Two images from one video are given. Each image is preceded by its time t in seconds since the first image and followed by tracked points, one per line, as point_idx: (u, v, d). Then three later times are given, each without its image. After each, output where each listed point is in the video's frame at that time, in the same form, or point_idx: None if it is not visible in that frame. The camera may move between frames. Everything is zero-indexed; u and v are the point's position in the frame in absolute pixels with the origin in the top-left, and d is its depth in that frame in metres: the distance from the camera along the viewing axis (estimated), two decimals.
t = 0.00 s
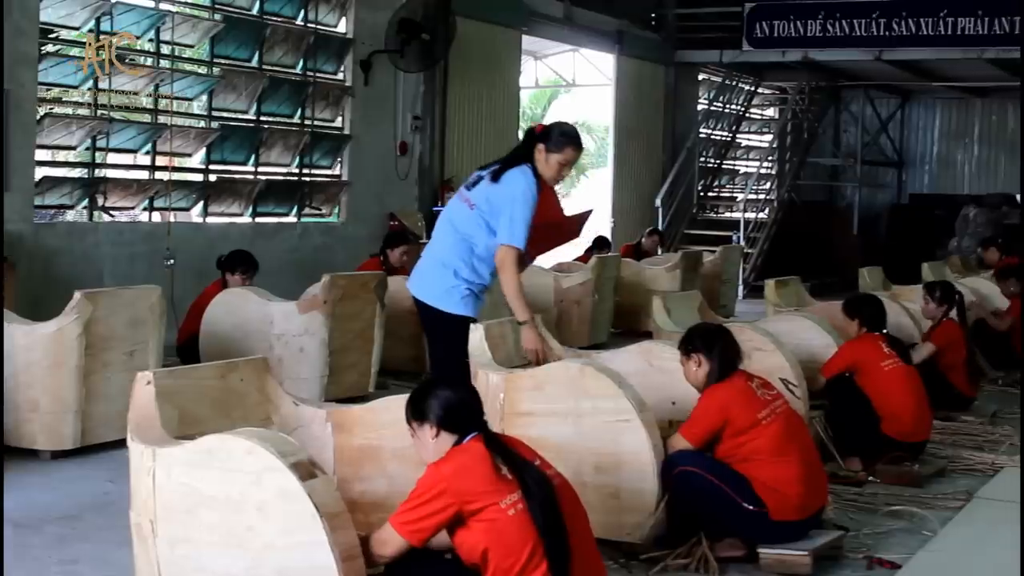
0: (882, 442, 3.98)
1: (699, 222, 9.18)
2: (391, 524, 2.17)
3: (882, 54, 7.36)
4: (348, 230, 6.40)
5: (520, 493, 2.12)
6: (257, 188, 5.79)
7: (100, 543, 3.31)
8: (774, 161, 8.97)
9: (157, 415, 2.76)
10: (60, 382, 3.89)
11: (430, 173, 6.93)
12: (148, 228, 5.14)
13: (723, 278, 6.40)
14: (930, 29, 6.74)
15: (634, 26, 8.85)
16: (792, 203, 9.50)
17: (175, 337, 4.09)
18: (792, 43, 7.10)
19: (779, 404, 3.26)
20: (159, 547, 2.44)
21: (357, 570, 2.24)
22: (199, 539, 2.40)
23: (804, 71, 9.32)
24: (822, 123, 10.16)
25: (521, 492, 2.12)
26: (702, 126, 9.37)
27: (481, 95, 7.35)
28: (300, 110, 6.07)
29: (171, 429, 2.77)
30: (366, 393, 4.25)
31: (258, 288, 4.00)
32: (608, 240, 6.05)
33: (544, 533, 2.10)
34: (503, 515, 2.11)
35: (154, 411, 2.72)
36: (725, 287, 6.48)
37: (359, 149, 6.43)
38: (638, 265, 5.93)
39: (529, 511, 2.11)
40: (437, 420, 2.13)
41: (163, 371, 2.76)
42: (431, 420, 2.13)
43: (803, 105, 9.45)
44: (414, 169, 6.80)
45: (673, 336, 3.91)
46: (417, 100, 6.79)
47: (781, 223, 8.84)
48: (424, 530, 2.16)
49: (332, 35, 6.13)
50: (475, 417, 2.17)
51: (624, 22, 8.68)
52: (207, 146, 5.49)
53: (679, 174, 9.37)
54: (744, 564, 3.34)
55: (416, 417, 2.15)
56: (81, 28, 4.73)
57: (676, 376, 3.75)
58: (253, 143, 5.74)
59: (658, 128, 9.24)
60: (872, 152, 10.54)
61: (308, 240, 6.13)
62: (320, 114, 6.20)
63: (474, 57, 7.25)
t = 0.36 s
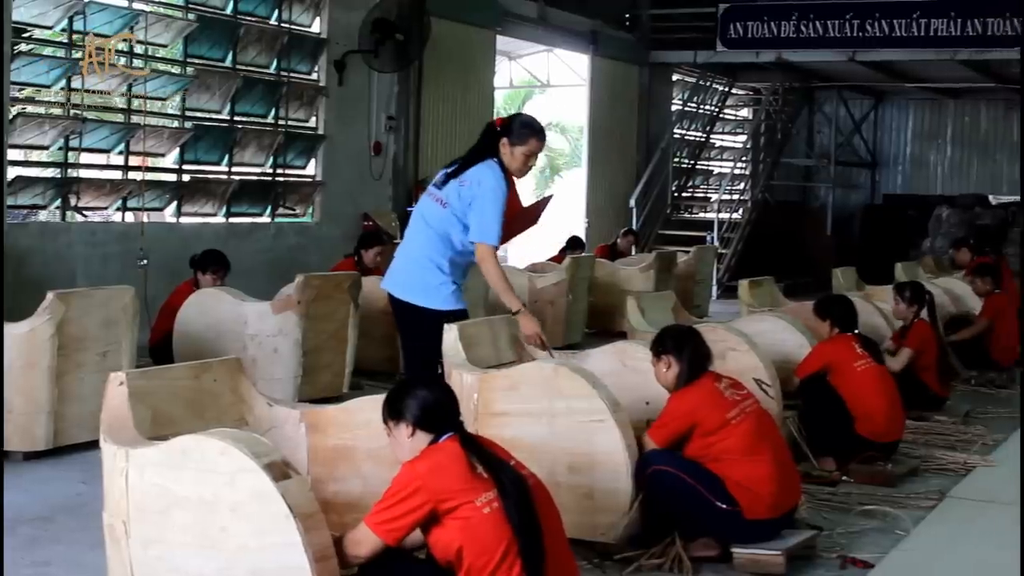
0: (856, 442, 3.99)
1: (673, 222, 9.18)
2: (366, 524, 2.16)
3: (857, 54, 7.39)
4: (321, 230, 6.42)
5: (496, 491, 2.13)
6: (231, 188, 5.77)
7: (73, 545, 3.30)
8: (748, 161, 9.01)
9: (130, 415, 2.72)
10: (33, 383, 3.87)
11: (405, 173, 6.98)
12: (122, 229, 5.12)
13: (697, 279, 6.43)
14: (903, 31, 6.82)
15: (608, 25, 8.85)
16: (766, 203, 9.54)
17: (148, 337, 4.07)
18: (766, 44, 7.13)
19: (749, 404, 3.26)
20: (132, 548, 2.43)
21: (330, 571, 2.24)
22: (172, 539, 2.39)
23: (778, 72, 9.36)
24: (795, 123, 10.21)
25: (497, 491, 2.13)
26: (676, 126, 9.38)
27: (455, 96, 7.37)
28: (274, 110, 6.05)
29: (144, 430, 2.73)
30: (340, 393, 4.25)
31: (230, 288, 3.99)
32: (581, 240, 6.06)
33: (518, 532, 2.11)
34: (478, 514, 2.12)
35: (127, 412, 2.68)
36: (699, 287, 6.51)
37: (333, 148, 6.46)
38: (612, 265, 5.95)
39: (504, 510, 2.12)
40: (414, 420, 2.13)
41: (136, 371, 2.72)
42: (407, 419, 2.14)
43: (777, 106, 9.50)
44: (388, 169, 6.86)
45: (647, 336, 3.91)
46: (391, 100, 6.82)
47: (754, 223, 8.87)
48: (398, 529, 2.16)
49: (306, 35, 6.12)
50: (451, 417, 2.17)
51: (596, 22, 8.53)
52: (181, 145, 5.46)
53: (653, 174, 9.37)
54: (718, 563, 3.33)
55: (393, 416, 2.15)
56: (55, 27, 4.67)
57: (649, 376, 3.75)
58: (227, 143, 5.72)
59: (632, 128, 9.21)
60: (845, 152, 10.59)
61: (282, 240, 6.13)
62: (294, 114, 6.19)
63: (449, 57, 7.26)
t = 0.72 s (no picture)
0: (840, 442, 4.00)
1: (657, 222, 9.19)
2: (344, 521, 2.14)
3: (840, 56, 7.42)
4: (304, 231, 6.42)
5: (475, 493, 2.10)
6: (214, 188, 5.78)
7: (54, 546, 3.29)
8: (731, 162, 9.03)
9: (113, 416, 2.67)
10: (15, 383, 3.85)
11: (388, 173, 6.96)
12: (105, 229, 5.13)
13: (679, 279, 6.44)
14: (885, 31, 6.88)
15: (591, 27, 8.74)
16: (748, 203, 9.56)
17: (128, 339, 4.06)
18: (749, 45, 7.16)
19: (730, 403, 3.22)
20: (115, 548, 2.42)
21: (311, 571, 2.21)
22: (154, 539, 2.37)
23: (760, 73, 9.38)
24: (777, 124, 10.24)
25: (476, 492, 2.11)
26: (659, 126, 9.39)
27: (438, 96, 7.37)
28: (256, 110, 6.04)
29: (126, 430, 2.70)
30: (322, 394, 4.25)
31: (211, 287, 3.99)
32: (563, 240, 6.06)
33: (498, 534, 2.09)
34: (457, 515, 2.10)
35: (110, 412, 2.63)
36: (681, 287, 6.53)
37: (316, 148, 6.43)
38: (595, 265, 5.95)
39: (483, 512, 2.10)
40: (395, 422, 2.11)
41: (119, 372, 2.69)
42: (388, 421, 2.12)
43: (760, 107, 9.52)
44: (371, 169, 6.83)
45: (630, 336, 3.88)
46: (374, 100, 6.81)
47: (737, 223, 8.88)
48: (377, 530, 2.14)
49: (288, 35, 6.10)
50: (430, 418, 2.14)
51: (580, 22, 8.65)
52: (163, 145, 5.47)
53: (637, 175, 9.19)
54: (701, 564, 3.28)
55: (373, 418, 2.14)
56: (37, 27, 4.66)
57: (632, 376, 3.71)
58: (209, 143, 5.72)
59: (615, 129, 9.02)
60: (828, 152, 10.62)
61: (265, 240, 6.13)
62: (277, 114, 6.17)
63: (432, 58, 7.26)
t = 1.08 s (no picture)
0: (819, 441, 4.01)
1: (637, 222, 9.17)
2: (325, 524, 2.15)
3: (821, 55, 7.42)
4: (284, 230, 6.37)
5: (453, 492, 2.12)
6: (194, 188, 5.73)
7: (31, 547, 3.27)
8: (711, 162, 9.02)
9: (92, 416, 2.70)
10: None
11: (367, 174, 6.89)
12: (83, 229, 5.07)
13: (658, 279, 6.44)
14: (864, 31, 6.88)
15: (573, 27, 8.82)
16: (728, 203, 9.56)
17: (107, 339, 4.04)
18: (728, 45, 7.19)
19: (712, 402, 3.23)
20: (93, 549, 2.44)
21: (291, 572, 2.23)
22: (133, 538, 2.39)
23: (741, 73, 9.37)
24: (757, 125, 10.24)
25: (454, 492, 2.12)
26: (639, 126, 9.37)
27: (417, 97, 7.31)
28: (235, 110, 6.01)
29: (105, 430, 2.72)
30: (302, 395, 4.24)
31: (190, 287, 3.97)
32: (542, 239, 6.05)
33: (475, 533, 2.11)
34: (435, 514, 2.11)
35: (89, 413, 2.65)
36: (661, 287, 6.54)
37: (295, 148, 6.41)
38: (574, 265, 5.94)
39: (461, 511, 2.11)
40: (372, 423, 2.14)
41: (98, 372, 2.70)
42: (366, 422, 2.14)
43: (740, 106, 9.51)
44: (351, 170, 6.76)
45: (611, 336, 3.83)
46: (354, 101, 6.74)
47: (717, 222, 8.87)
48: (356, 531, 2.16)
49: (268, 35, 6.08)
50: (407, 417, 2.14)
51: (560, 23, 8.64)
52: (144, 146, 5.41)
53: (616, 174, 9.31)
54: (680, 563, 3.29)
55: (352, 419, 2.16)
56: (15, 26, 4.68)
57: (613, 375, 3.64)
58: (188, 143, 5.68)
59: (595, 128, 9.16)
60: (808, 152, 10.62)
61: (244, 240, 6.09)
62: (257, 114, 6.14)
63: (411, 57, 7.24)
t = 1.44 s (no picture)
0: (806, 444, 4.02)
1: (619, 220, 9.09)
2: (316, 519, 2.38)
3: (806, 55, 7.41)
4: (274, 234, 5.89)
5: (439, 490, 2.28)
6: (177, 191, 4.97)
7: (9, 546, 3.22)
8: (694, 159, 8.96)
9: (75, 419, 2.66)
10: None
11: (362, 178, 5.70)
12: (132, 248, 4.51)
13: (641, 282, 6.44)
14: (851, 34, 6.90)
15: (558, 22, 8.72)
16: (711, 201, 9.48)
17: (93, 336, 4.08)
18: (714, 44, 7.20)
19: (700, 403, 3.28)
20: (81, 547, 2.53)
21: (276, 571, 2.34)
22: (120, 536, 2.46)
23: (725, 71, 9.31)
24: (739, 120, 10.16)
25: (440, 490, 2.29)
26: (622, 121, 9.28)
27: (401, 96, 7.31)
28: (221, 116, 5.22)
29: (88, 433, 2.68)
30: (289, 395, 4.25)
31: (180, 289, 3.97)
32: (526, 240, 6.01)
33: (459, 529, 2.29)
34: (422, 511, 2.28)
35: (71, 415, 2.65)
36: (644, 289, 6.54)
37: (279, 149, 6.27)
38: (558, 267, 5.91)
39: (447, 508, 2.28)
40: (360, 421, 2.33)
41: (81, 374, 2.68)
42: (354, 420, 2.34)
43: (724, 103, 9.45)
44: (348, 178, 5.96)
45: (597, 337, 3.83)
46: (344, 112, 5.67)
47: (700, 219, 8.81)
48: (346, 527, 2.37)
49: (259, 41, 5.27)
50: (395, 419, 2.33)
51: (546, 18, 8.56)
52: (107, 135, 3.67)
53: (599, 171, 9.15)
54: (666, 564, 3.24)
55: (340, 418, 2.38)
56: None
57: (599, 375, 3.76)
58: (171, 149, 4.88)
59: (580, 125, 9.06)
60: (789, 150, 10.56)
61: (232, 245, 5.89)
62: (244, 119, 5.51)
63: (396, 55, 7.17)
